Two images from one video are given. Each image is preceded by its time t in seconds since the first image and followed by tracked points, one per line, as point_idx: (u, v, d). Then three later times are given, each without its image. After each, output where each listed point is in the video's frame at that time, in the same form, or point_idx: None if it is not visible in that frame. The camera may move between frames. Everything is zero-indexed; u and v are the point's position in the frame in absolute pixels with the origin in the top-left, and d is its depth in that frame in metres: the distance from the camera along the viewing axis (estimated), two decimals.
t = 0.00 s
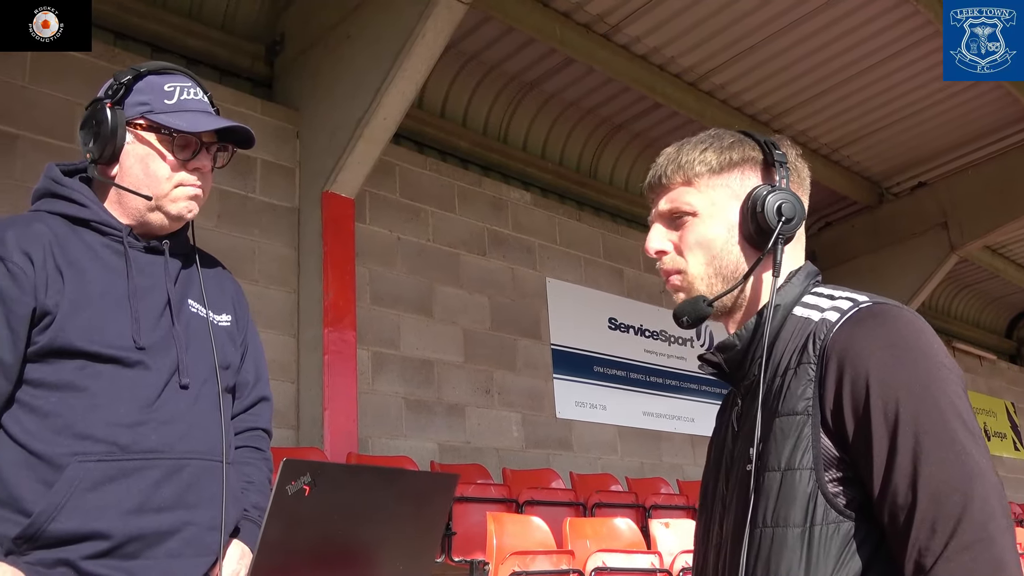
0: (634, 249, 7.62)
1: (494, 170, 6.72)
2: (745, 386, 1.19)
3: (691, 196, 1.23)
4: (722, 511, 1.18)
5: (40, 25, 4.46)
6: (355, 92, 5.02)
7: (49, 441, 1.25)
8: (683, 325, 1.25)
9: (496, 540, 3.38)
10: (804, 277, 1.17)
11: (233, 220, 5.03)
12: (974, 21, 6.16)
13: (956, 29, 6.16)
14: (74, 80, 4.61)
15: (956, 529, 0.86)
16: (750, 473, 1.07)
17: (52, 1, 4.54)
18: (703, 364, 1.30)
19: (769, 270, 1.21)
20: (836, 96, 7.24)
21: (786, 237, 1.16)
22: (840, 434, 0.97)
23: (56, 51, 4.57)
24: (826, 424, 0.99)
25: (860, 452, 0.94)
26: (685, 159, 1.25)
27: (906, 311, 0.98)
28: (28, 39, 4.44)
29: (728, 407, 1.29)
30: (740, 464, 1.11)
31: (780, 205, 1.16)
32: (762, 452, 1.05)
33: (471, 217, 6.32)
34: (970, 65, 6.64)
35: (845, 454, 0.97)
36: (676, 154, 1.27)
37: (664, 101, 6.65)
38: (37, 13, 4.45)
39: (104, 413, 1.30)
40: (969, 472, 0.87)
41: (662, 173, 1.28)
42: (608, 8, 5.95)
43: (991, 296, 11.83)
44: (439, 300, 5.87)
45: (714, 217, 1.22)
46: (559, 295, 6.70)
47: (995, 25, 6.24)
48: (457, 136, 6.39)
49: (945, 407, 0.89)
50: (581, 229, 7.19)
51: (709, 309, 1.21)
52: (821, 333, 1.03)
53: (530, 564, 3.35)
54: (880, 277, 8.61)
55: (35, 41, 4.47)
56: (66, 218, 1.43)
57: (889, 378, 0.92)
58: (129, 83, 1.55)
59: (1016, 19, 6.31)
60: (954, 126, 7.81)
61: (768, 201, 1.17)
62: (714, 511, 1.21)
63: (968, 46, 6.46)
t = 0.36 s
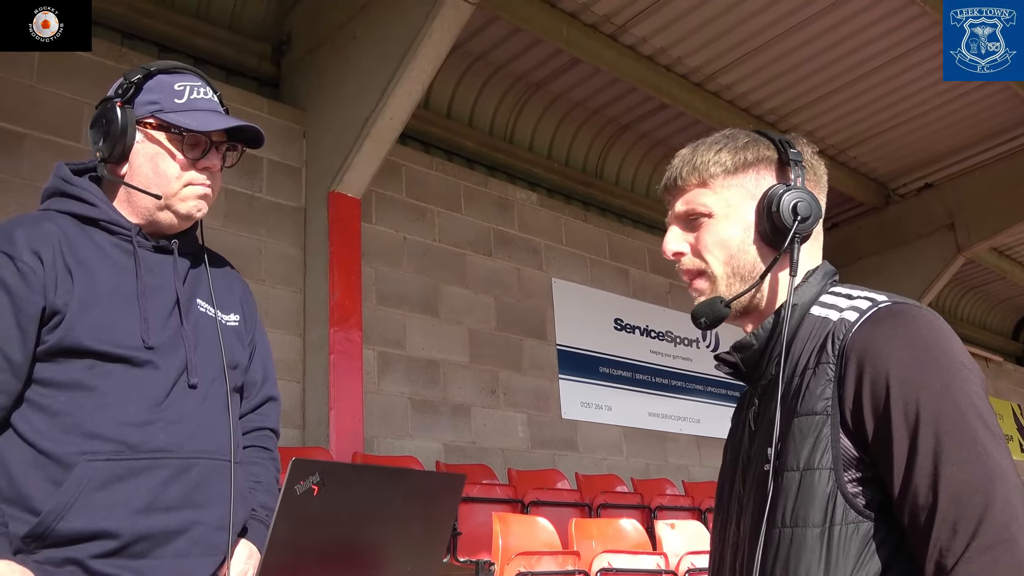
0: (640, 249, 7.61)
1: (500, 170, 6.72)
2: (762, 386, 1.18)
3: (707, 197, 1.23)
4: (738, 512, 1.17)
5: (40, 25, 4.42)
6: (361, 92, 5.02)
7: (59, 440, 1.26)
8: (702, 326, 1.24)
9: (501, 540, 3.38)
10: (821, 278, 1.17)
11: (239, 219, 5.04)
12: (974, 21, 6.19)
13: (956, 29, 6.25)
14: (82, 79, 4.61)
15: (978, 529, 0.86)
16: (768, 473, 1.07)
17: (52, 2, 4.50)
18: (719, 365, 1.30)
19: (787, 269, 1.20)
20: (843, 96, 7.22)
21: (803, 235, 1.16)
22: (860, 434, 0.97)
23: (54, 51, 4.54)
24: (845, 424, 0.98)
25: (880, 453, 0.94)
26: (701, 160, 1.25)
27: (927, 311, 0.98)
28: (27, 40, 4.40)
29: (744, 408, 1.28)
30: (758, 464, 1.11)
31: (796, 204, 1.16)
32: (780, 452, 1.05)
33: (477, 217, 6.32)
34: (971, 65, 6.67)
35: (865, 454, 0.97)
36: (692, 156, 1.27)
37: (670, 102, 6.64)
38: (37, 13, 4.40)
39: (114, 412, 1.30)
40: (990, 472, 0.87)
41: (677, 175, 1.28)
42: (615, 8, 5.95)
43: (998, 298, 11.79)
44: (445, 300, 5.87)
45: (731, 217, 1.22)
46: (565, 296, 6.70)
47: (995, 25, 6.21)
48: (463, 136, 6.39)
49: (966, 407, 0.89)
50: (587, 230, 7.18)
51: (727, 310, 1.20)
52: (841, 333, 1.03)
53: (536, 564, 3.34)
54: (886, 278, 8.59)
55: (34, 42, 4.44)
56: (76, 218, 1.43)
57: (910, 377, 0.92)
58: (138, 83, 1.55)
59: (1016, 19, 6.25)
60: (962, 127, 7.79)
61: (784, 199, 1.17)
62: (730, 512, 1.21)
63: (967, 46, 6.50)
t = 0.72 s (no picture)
0: (644, 249, 7.61)
1: (504, 170, 6.72)
2: (777, 386, 1.18)
3: (721, 198, 1.23)
4: (752, 510, 1.17)
5: (40, 25, 4.46)
6: (365, 92, 5.02)
7: (64, 441, 1.26)
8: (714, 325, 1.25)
9: (506, 541, 3.38)
10: (835, 279, 1.16)
11: (243, 220, 5.05)
12: (974, 21, 6.17)
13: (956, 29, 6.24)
14: (86, 80, 4.63)
15: (995, 528, 0.86)
16: (783, 472, 1.07)
17: (53, 1, 4.53)
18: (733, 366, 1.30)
19: (801, 271, 1.20)
20: (847, 95, 7.20)
21: (817, 238, 1.16)
22: (877, 434, 0.97)
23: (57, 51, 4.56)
24: (861, 424, 0.99)
25: (896, 452, 0.94)
26: (715, 162, 1.25)
27: (943, 312, 0.98)
28: (29, 38, 4.43)
29: (758, 409, 1.28)
30: (773, 463, 1.11)
31: (810, 206, 1.16)
32: (796, 451, 1.05)
33: (481, 218, 6.32)
34: (971, 65, 6.67)
35: (881, 454, 0.97)
36: (706, 158, 1.27)
37: (674, 101, 6.63)
38: (37, 13, 4.45)
39: (118, 413, 1.30)
40: (1007, 471, 0.86)
41: (691, 176, 1.28)
42: (618, 8, 5.94)
43: (1003, 298, 11.75)
44: (449, 300, 5.87)
45: (744, 219, 1.22)
46: (569, 296, 6.69)
47: (995, 25, 6.20)
48: (466, 136, 6.39)
49: (983, 407, 0.89)
50: (590, 230, 7.18)
51: (741, 311, 1.20)
52: (857, 334, 1.03)
53: (540, 565, 3.34)
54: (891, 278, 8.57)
55: (35, 41, 4.47)
56: (81, 219, 1.43)
57: (927, 377, 0.92)
58: (143, 84, 1.55)
59: (1016, 19, 6.24)
60: (967, 126, 7.76)
61: (798, 201, 1.16)
62: (744, 512, 1.21)
63: (967, 46, 6.50)
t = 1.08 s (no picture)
0: (646, 250, 7.61)
1: (507, 171, 6.72)
2: (790, 390, 1.19)
3: (734, 204, 1.23)
4: (763, 512, 1.18)
5: (40, 25, 4.45)
6: (367, 93, 5.03)
7: (65, 442, 1.26)
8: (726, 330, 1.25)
9: (507, 542, 3.38)
10: (851, 285, 1.17)
11: (246, 221, 5.06)
12: (974, 21, 6.07)
13: (956, 29, 6.09)
14: (89, 81, 4.63)
15: (1009, 532, 0.86)
16: (796, 475, 1.07)
17: (52, 2, 4.53)
18: (748, 370, 1.30)
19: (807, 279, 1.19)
20: (850, 97, 7.19)
21: (825, 243, 1.16)
22: (891, 439, 0.97)
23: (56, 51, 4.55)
24: (876, 428, 0.99)
25: (911, 457, 0.94)
26: (729, 167, 1.26)
27: (960, 319, 0.98)
28: (29, 39, 4.43)
29: (770, 413, 1.28)
30: (787, 468, 1.11)
31: (819, 212, 1.16)
32: (809, 455, 1.05)
33: (483, 219, 6.32)
34: (971, 65, 6.64)
35: (897, 460, 0.97)
36: (721, 164, 1.27)
37: (676, 102, 6.63)
38: (37, 14, 4.45)
39: (118, 414, 1.30)
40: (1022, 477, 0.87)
41: (706, 182, 1.28)
42: (620, 9, 5.94)
43: (1005, 299, 11.73)
44: (451, 301, 5.87)
45: (755, 224, 1.22)
46: (571, 297, 6.69)
47: (995, 25, 6.14)
48: (468, 137, 6.39)
49: (999, 413, 0.89)
50: (593, 231, 7.18)
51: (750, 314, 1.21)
52: (873, 339, 1.03)
53: (541, 566, 3.34)
54: (893, 280, 8.57)
55: (36, 42, 4.46)
56: (81, 221, 1.44)
57: (943, 382, 0.92)
58: (144, 86, 1.55)
59: (1016, 19, 6.18)
60: (969, 127, 7.76)
61: (807, 207, 1.16)
62: (756, 515, 1.21)
63: (967, 46, 6.45)
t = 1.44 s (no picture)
0: (646, 251, 7.61)
1: (507, 173, 6.73)
2: (792, 393, 1.19)
3: (724, 214, 1.26)
4: (771, 518, 1.18)
5: (40, 25, 4.45)
6: (367, 95, 5.04)
7: (63, 445, 1.27)
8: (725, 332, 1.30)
9: (507, 543, 3.39)
10: (851, 288, 1.17)
11: (246, 223, 5.06)
12: (974, 21, 6.06)
13: (955, 29, 6.09)
14: (89, 84, 4.64)
15: (1013, 533, 0.86)
16: (800, 480, 1.08)
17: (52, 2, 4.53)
18: (750, 374, 1.30)
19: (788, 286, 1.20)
20: (850, 97, 7.20)
21: (799, 252, 1.16)
22: (893, 442, 0.98)
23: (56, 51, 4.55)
24: (878, 432, 0.99)
25: (913, 460, 0.94)
26: (722, 176, 1.28)
27: (959, 319, 0.98)
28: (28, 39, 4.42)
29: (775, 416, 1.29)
30: (790, 472, 1.11)
31: (791, 222, 1.16)
32: (813, 459, 1.06)
33: (483, 220, 6.33)
34: (970, 65, 6.63)
35: (900, 463, 0.97)
36: (715, 172, 1.29)
37: (676, 103, 6.63)
38: (36, 14, 4.45)
39: (117, 417, 1.31)
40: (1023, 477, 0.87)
41: (705, 190, 1.31)
42: (620, 10, 5.95)
43: (1006, 299, 11.72)
44: (452, 303, 5.88)
45: (744, 232, 1.24)
46: (572, 298, 6.70)
47: (995, 26, 6.12)
48: (468, 139, 6.39)
49: (1000, 413, 0.89)
50: (593, 232, 7.18)
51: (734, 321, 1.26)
52: (872, 342, 1.03)
53: (541, 567, 3.34)
54: (894, 280, 8.57)
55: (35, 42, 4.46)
56: (80, 225, 1.44)
57: (942, 385, 0.92)
58: (141, 89, 1.55)
59: (1016, 19, 6.14)
60: (970, 127, 7.76)
61: (781, 217, 1.17)
62: (763, 519, 1.22)
63: (967, 46, 6.43)
